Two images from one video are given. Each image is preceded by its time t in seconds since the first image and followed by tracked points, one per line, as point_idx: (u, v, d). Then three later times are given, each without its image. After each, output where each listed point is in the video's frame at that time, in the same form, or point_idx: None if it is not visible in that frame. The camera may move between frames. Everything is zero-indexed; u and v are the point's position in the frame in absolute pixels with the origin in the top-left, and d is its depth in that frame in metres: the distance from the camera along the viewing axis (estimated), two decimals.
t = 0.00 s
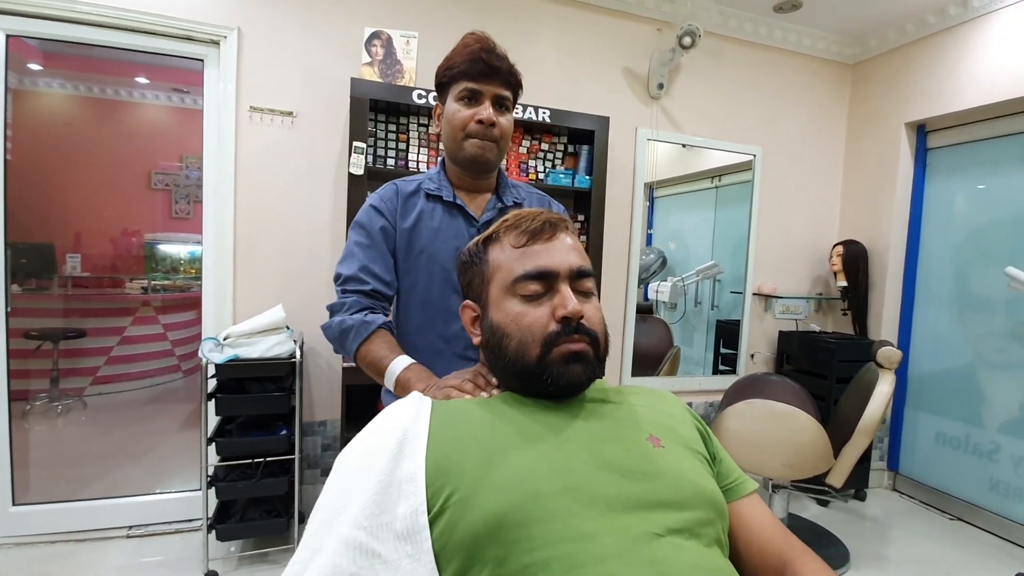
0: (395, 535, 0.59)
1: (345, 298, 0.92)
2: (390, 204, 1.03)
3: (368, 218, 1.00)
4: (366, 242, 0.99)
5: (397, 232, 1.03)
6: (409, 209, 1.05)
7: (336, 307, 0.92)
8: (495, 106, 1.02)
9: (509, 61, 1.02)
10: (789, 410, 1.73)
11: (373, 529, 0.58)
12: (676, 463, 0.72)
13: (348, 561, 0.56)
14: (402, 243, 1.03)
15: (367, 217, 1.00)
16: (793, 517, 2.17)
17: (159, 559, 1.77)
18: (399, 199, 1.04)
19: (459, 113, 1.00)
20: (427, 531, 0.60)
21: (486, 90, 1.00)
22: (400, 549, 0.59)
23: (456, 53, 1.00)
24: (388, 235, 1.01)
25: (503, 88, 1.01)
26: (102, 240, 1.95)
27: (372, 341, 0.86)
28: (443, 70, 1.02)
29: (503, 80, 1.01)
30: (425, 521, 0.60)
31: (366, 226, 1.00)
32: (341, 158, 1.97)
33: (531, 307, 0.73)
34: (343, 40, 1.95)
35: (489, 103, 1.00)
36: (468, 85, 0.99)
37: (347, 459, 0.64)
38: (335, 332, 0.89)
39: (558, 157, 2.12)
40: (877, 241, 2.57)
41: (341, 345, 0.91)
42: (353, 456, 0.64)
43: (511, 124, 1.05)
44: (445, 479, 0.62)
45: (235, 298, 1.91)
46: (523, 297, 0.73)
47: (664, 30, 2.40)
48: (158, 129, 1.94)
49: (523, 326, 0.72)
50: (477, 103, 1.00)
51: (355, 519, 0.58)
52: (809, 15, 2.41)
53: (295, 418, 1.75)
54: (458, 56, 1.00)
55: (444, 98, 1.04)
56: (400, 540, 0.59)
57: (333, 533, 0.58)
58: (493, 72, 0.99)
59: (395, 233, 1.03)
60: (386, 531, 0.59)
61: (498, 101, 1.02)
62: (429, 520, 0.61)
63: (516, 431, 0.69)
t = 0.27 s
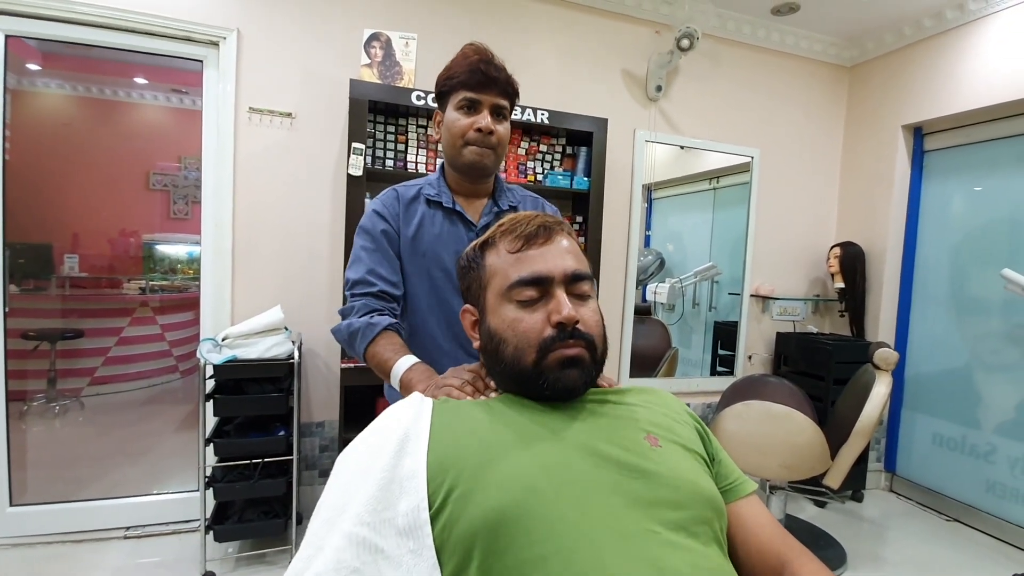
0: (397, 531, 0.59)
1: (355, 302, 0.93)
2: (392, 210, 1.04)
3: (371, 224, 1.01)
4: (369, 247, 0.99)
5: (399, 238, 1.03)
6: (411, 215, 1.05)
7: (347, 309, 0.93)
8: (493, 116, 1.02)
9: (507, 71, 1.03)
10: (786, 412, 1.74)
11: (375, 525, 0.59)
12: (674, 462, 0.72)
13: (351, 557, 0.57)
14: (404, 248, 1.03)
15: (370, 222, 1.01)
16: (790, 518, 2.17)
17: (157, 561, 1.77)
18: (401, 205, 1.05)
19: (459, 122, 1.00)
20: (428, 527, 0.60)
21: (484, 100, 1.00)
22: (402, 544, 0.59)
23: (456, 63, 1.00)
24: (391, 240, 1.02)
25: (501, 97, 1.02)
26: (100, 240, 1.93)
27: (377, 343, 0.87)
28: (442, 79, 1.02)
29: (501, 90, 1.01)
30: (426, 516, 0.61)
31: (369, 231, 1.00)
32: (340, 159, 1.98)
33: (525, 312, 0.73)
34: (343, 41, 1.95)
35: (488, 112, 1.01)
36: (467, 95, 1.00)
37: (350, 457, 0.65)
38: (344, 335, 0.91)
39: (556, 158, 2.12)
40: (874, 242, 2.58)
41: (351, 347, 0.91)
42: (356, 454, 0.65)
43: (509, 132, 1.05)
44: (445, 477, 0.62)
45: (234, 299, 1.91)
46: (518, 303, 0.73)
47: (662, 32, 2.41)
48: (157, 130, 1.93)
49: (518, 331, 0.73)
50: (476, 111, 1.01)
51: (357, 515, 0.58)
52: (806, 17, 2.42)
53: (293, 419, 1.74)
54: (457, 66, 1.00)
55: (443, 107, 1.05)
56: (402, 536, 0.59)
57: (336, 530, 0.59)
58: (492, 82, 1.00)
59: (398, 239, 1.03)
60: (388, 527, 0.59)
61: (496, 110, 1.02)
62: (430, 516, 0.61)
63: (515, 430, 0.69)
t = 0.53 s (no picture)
0: (394, 530, 0.60)
1: (364, 286, 0.93)
2: (395, 212, 1.04)
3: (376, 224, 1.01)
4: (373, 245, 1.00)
5: (402, 240, 1.04)
6: (412, 218, 1.06)
7: (356, 293, 0.93)
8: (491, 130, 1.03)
9: (505, 85, 1.04)
10: (784, 413, 1.74)
11: (372, 524, 0.59)
12: (671, 461, 0.73)
13: (348, 557, 0.57)
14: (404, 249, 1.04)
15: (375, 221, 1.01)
16: (787, 519, 2.18)
17: (155, 561, 1.77)
18: (403, 208, 1.05)
19: (457, 133, 1.01)
20: (425, 525, 0.61)
21: (482, 113, 1.01)
22: (399, 543, 0.60)
23: (455, 78, 1.01)
24: (394, 241, 1.02)
25: (500, 112, 1.02)
26: (97, 240, 1.93)
27: (383, 329, 0.86)
28: (442, 92, 1.03)
29: (498, 104, 1.02)
30: (423, 514, 0.61)
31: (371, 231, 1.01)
32: (340, 159, 1.98)
33: (528, 311, 0.73)
34: (342, 42, 1.95)
35: (486, 126, 1.01)
36: (466, 109, 1.00)
37: (347, 455, 0.65)
38: (350, 319, 0.90)
39: (555, 159, 2.13)
40: (872, 244, 2.59)
41: (356, 331, 0.90)
42: (352, 454, 0.65)
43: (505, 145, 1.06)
44: (443, 476, 0.63)
45: (232, 300, 1.91)
46: (521, 302, 0.74)
47: (661, 34, 2.42)
48: (155, 130, 1.93)
49: (520, 330, 0.73)
50: (474, 124, 1.01)
51: (354, 515, 0.59)
52: (805, 20, 2.43)
53: (291, 419, 1.75)
54: (457, 79, 1.01)
55: (441, 117, 1.05)
56: (399, 535, 0.60)
57: (333, 529, 0.59)
58: (489, 97, 1.01)
59: (401, 241, 1.04)
60: (384, 526, 0.60)
61: (493, 123, 1.03)
62: (427, 515, 0.61)
63: (514, 428, 0.70)
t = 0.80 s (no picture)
0: (392, 528, 0.60)
1: (369, 270, 0.91)
2: (396, 210, 1.05)
3: (378, 218, 1.02)
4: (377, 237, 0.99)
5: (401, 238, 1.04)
6: (412, 218, 1.06)
7: (360, 275, 0.91)
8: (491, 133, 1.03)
9: (505, 90, 1.04)
10: (783, 413, 1.75)
11: (370, 523, 0.60)
12: (671, 461, 0.73)
13: (345, 556, 0.58)
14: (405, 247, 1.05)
15: (377, 216, 1.02)
16: (786, 519, 2.18)
17: (153, 561, 1.76)
18: (404, 206, 1.06)
19: (456, 137, 1.01)
20: (423, 524, 0.61)
21: (482, 117, 1.01)
22: (397, 541, 0.61)
23: (456, 82, 1.02)
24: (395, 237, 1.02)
25: (499, 116, 1.02)
26: (97, 240, 1.93)
27: (384, 317, 0.85)
28: (443, 96, 1.03)
29: (498, 109, 1.02)
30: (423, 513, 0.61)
31: (375, 224, 1.01)
32: (339, 160, 1.98)
33: (542, 309, 0.73)
34: (342, 42, 1.96)
35: (485, 130, 1.02)
36: (466, 112, 1.00)
37: (346, 454, 0.65)
38: (353, 299, 0.88)
39: (555, 160, 2.14)
40: (870, 245, 2.59)
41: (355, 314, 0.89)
42: (350, 453, 0.66)
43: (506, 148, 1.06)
44: (443, 475, 0.63)
45: (232, 300, 1.91)
46: (534, 299, 0.74)
47: (661, 35, 2.42)
48: (155, 130, 1.93)
49: (532, 327, 0.73)
50: (474, 127, 1.01)
51: (351, 513, 0.60)
52: (804, 21, 2.44)
53: (290, 419, 1.74)
54: (458, 84, 1.01)
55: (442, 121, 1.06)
56: (397, 533, 0.60)
57: (331, 528, 0.60)
58: (489, 102, 1.01)
59: (401, 239, 1.04)
60: (383, 525, 0.60)
61: (494, 127, 1.03)
62: (426, 514, 0.62)
63: (514, 426, 0.70)
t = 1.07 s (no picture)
0: (393, 529, 0.61)
1: (359, 296, 0.91)
2: (394, 221, 1.05)
3: (376, 230, 1.02)
4: (371, 255, 0.99)
5: (400, 250, 1.05)
6: (411, 228, 1.06)
7: (350, 303, 0.91)
8: (492, 137, 1.03)
9: (507, 93, 1.04)
10: (781, 415, 1.75)
11: (370, 525, 0.60)
12: (673, 462, 0.73)
13: (346, 556, 0.59)
14: (403, 262, 1.05)
15: (375, 228, 1.02)
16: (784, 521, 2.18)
17: (152, 561, 1.76)
18: (402, 217, 1.06)
19: (457, 141, 1.01)
20: (424, 524, 0.61)
21: (483, 122, 1.01)
22: (397, 543, 0.60)
23: (457, 84, 1.02)
24: (393, 249, 1.03)
25: (501, 120, 1.03)
26: (96, 240, 1.93)
27: (374, 342, 0.84)
28: (444, 98, 1.03)
29: (499, 112, 1.02)
30: (424, 513, 0.61)
31: (370, 241, 1.01)
32: (340, 160, 1.98)
33: (549, 311, 0.73)
34: (343, 42, 1.96)
35: (486, 134, 1.02)
36: (467, 116, 1.01)
37: (347, 454, 0.66)
38: (342, 328, 0.88)
39: (555, 161, 2.14)
40: (870, 247, 2.60)
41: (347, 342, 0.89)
42: (352, 453, 0.66)
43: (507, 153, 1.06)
44: (443, 477, 0.63)
45: (231, 300, 1.91)
46: (542, 301, 0.73)
47: (661, 37, 2.43)
48: (155, 130, 1.93)
49: (539, 330, 0.73)
50: (475, 132, 1.02)
51: (352, 516, 0.60)
52: (804, 23, 2.44)
53: (290, 419, 1.74)
54: (460, 86, 1.01)
55: (443, 124, 1.06)
56: (398, 534, 0.60)
57: (331, 528, 0.60)
58: (490, 105, 1.01)
59: (399, 250, 1.04)
60: (383, 525, 0.60)
61: (495, 131, 1.03)
62: (427, 516, 0.62)
63: (516, 427, 0.70)
